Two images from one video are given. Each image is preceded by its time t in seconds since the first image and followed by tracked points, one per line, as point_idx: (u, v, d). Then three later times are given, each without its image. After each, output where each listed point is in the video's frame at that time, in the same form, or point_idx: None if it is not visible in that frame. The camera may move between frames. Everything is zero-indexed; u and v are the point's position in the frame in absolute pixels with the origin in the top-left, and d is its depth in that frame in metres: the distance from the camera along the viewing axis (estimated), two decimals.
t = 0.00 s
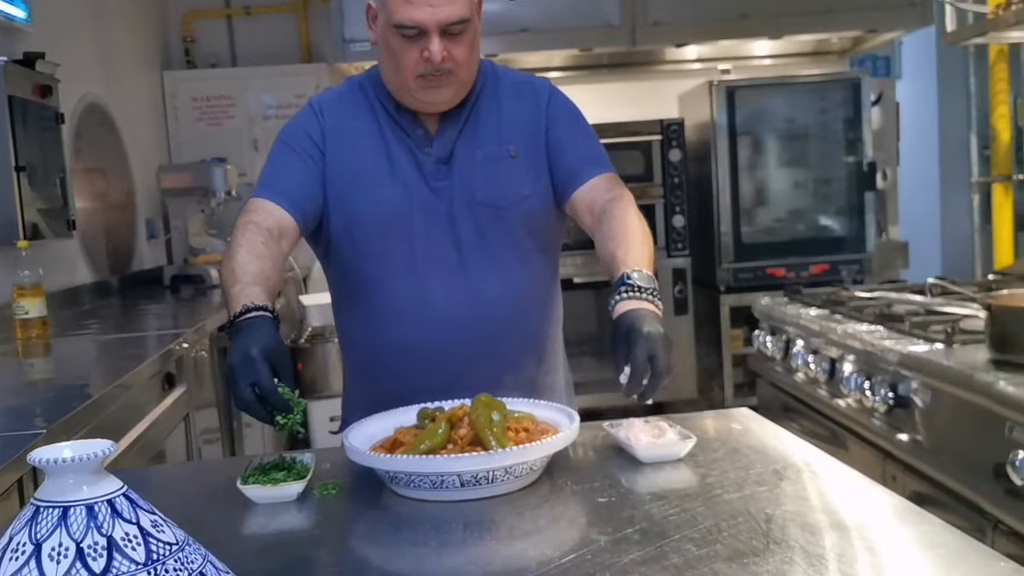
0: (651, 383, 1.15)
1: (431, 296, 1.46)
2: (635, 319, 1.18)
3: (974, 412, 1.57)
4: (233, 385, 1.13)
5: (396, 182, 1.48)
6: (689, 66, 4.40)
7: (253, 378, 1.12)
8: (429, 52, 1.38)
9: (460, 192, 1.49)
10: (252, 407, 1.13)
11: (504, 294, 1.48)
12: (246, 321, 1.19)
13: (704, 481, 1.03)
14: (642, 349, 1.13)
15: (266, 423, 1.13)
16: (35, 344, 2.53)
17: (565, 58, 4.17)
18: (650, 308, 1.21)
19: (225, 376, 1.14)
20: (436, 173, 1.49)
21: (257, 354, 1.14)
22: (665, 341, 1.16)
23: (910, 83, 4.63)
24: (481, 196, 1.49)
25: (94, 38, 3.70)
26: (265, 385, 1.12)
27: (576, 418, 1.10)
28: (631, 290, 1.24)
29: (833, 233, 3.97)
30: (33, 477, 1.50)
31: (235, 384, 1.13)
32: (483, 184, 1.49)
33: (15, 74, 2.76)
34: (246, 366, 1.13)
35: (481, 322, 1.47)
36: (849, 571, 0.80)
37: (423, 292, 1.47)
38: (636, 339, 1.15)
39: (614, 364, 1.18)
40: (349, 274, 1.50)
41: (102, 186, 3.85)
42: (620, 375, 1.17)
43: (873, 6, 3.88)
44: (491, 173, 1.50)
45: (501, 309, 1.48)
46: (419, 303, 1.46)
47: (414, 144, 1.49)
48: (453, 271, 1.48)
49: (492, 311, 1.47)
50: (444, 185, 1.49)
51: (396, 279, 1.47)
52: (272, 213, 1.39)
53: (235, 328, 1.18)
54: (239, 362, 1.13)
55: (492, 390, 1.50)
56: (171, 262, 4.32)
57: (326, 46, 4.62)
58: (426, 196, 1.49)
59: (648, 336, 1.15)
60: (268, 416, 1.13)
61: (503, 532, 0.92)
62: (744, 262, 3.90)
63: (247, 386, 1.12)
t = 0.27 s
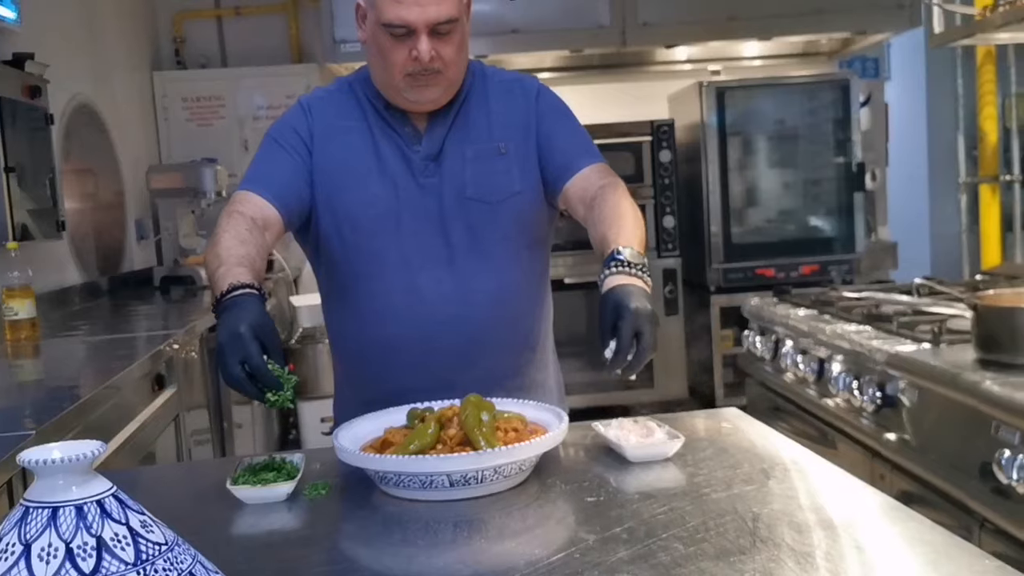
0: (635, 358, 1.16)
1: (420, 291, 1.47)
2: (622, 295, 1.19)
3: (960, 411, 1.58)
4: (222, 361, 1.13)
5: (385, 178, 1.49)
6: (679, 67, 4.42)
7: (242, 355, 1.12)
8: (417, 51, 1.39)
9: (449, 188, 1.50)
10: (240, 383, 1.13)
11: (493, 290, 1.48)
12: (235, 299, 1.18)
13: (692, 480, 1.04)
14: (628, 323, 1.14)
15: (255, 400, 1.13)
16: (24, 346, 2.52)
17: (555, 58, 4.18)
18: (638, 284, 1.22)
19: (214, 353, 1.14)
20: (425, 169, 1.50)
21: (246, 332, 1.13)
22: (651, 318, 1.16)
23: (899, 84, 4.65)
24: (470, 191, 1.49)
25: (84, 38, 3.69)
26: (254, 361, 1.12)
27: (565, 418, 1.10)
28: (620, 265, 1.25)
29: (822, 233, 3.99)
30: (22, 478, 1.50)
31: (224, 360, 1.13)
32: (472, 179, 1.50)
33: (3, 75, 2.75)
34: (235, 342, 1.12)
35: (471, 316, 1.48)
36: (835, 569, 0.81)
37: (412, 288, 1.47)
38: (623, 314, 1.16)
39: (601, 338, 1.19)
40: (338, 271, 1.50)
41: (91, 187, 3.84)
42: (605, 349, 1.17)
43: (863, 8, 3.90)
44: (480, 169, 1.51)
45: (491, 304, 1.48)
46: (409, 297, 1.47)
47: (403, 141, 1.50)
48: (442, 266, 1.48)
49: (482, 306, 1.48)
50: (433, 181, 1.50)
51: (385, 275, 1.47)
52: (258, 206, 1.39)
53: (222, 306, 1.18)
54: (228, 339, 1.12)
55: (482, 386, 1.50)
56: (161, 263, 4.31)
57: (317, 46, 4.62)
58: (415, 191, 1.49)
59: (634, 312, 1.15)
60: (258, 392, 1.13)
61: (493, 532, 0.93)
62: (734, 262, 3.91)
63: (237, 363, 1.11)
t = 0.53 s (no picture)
0: (616, 330, 1.16)
1: (412, 289, 1.47)
2: (609, 265, 1.19)
3: (951, 414, 1.59)
4: (218, 333, 1.13)
5: (377, 177, 1.49)
6: (672, 71, 4.43)
7: (237, 327, 1.11)
8: (408, 52, 1.39)
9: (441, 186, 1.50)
10: (235, 355, 1.13)
11: (485, 288, 1.49)
12: (227, 272, 1.18)
13: (683, 482, 1.04)
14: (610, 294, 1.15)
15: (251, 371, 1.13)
16: (16, 349, 2.51)
17: (548, 62, 4.19)
18: (625, 256, 1.22)
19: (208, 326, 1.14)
20: (417, 168, 1.50)
21: (240, 304, 1.13)
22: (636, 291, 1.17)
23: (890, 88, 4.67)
24: (461, 190, 1.50)
25: (77, 42, 3.69)
26: (249, 333, 1.11)
27: (557, 420, 1.11)
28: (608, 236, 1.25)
29: (815, 237, 4.00)
30: (14, 481, 1.49)
31: (219, 332, 1.13)
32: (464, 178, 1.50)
33: None
34: (229, 314, 1.12)
35: (462, 314, 1.48)
36: (825, 571, 0.81)
37: (404, 286, 1.47)
38: (607, 284, 1.16)
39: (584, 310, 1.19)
40: (330, 270, 1.50)
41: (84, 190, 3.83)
42: (587, 321, 1.18)
43: (855, 13, 3.92)
44: (471, 168, 1.51)
45: (483, 302, 1.49)
46: (401, 296, 1.47)
47: (395, 140, 1.50)
48: (434, 264, 1.49)
49: (474, 303, 1.48)
50: (424, 179, 1.50)
51: (377, 273, 1.47)
52: (247, 195, 1.38)
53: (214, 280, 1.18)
54: (222, 311, 1.12)
55: (475, 385, 1.50)
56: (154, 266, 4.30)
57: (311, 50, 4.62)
58: (407, 190, 1.49)
59: (618, 283, 1.16)
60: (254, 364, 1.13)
61: (485, 534, 0.93)
62: (727, 266, 3.92)
63: (233, 335, 1.11)
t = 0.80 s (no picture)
0: (582, 293, 1.18)
1: (408, 287, 1.47)
2: (581, 227, 1.21)
3: (946, 416, 1.59)
4: (237, 291, 1.15)
5: (372, 174, 1.49)
6: (669, 75, 4.44)
7: (257, 280, 1.14)
8: (404, 51, 1.39)
9: (436, 184, 1.50)
10: (258, 311, 1.15)
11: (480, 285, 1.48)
12: (237, 230, 1.21)
13: (680, 484, 1.04)
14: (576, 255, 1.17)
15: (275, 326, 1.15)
16: (13, 353, 2.51)
17: (545, 66, 4.19)
18: (600, 220, 1.23)
19: (227, 284, 1.16)
20: (413, 165, 1.50)
21: (257, 257, 1.16)
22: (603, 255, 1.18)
23: (886, 91, 4.68)
24: (456, 188, 1.49)
25: (73, 45, 3.69)
26: (269, 284, 1.14)
27: (554, 423, 1.11)
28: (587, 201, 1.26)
29: (812, 240, 4.01)
30: (10, 484, 1.49)
31: (239, 290, 1.15)
32: (459, 176, 1.50)
33: None
34: (246, 269, 1.15)
35: (458, 312, 1.48)
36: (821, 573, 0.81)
37: (399, 284, 1.47)
38: (574, 246, 1.18)
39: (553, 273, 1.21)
40: (326, 268, 1.50)
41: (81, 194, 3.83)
42: (556, 284, 1.20)
43: (850, 16, 3.93)
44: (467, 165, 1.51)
45: (479, 300, 1.49)
46: (396, 292, 1.47)
47: (390, 139, 1.50)
48: (429, 262, 1.48)
49: (469, 302, 1.48)
50: (420, 177, 1.50)
51: (372, 271, 1.47)
52: (244, 181, 1.38)
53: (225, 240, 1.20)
54: (240, 267, 1.15)
55: (471, 384, 1.50)
56: (151, 270, 4.30)
57: (308, 53, 4.62)
58: (402, 187, 1.49)
59: (584, 245, 1.18)
60: (276, 318, 1.15)
61: (482, 536, 0.93)
62: (724, 270, 3.93)
63: (252, 288, 1.14)
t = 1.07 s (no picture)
0: (543, 258, 1.20)
1: (406, 286, 1.46)
2: (547, 191, 1.22)
3: (948, 419, 1.59)
4: (274, 246, 1.19)
5: (372, 173, 1.49)
6: (668, 79, 4.44)
7: (296, 234, 1.18)
8: (402, 51, 1.39)
9: (435, 183, 1.49)
10: (296, 264, 1.20)
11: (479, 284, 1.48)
12: (264, 190, 1.24)
13: (682, 489, 1.04)
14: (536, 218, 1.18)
15: (313, 278, 1.21)
16: (12, 359, 2.50)
17: (545, 70, 4.19)
18: (570, 188, 1.24)
19: (264, 241, 1.20)
20: (412, 165, 1.49)
21: (293, 212, 1.20)
22: (565, 222, 1.20)
23: (886, 95, 4.69)
24: (455, 186, 1.49)
25: (73, 51, 3.69)
26: (307, 237, 1.19)
27: (554, 427, 1.10)
28: (560, 169, 1.27)
29: (812, 244, 4.01)
30: (9, 490, 1.49)
31: (277, 245, 1.19)
32: (458, 174, 1.49)
33: None
34: (283, 225, 1.19)
35: (458, 311, 1.48)
36: None
37: (399, 283, 1.47)
38: (536, 209, 1.20)
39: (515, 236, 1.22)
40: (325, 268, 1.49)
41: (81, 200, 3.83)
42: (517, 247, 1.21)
43: (850, 21, 3.93)
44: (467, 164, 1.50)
45: (479, 300, 1.48)
46: (395, 291, 1.46)
47: (389, 138, 1.50)
48: (429, 261, 1.48)
49: (469, 301, 1.48)
50: (419, 176, 1.49)
51: (372, 270, 1.47)
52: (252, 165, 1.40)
53: (257, 200, 1.23)
54: (277, 223, 1.19)
55: (470, 383, 1.49)
56: (150, 276, 4.29)
57: (307, 59, 4.62)
58: (402, 186, 1.48)
59: (546, 209, 1.19)
60: (314, 270, 1.21)
61: (482, 542, 0.93)
62: (724, 273, 3.93)
63: (292, 242, 1.18)
